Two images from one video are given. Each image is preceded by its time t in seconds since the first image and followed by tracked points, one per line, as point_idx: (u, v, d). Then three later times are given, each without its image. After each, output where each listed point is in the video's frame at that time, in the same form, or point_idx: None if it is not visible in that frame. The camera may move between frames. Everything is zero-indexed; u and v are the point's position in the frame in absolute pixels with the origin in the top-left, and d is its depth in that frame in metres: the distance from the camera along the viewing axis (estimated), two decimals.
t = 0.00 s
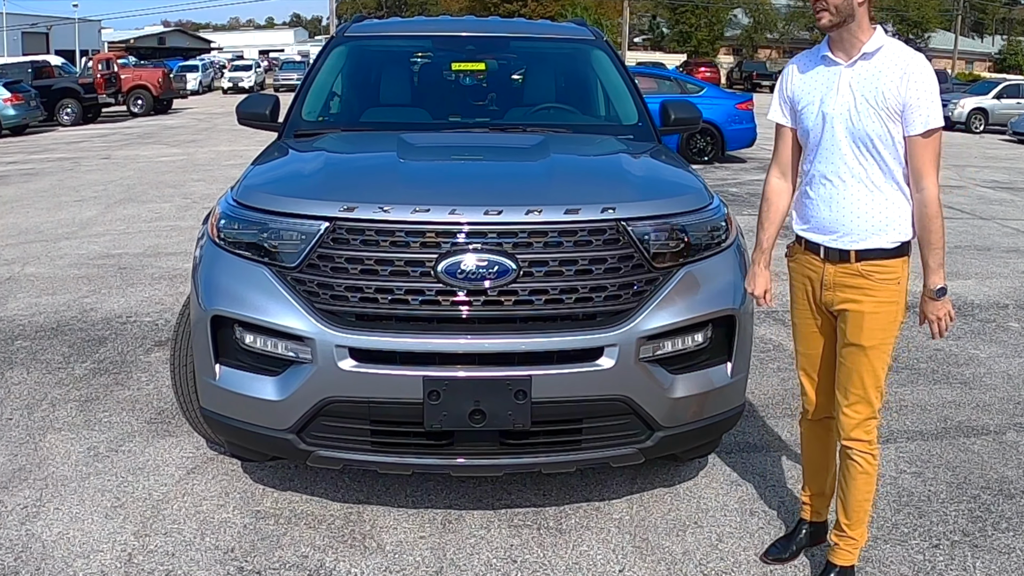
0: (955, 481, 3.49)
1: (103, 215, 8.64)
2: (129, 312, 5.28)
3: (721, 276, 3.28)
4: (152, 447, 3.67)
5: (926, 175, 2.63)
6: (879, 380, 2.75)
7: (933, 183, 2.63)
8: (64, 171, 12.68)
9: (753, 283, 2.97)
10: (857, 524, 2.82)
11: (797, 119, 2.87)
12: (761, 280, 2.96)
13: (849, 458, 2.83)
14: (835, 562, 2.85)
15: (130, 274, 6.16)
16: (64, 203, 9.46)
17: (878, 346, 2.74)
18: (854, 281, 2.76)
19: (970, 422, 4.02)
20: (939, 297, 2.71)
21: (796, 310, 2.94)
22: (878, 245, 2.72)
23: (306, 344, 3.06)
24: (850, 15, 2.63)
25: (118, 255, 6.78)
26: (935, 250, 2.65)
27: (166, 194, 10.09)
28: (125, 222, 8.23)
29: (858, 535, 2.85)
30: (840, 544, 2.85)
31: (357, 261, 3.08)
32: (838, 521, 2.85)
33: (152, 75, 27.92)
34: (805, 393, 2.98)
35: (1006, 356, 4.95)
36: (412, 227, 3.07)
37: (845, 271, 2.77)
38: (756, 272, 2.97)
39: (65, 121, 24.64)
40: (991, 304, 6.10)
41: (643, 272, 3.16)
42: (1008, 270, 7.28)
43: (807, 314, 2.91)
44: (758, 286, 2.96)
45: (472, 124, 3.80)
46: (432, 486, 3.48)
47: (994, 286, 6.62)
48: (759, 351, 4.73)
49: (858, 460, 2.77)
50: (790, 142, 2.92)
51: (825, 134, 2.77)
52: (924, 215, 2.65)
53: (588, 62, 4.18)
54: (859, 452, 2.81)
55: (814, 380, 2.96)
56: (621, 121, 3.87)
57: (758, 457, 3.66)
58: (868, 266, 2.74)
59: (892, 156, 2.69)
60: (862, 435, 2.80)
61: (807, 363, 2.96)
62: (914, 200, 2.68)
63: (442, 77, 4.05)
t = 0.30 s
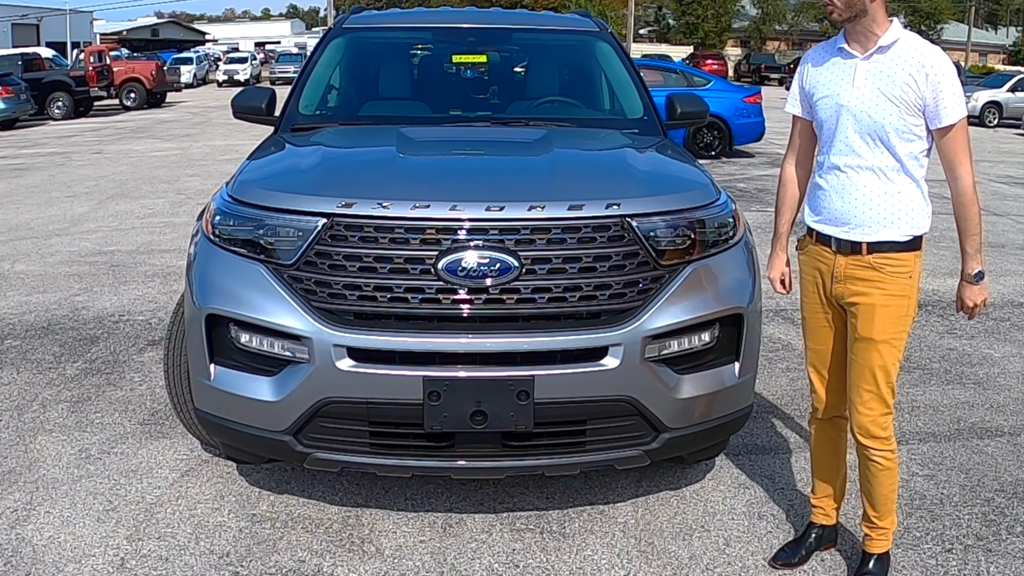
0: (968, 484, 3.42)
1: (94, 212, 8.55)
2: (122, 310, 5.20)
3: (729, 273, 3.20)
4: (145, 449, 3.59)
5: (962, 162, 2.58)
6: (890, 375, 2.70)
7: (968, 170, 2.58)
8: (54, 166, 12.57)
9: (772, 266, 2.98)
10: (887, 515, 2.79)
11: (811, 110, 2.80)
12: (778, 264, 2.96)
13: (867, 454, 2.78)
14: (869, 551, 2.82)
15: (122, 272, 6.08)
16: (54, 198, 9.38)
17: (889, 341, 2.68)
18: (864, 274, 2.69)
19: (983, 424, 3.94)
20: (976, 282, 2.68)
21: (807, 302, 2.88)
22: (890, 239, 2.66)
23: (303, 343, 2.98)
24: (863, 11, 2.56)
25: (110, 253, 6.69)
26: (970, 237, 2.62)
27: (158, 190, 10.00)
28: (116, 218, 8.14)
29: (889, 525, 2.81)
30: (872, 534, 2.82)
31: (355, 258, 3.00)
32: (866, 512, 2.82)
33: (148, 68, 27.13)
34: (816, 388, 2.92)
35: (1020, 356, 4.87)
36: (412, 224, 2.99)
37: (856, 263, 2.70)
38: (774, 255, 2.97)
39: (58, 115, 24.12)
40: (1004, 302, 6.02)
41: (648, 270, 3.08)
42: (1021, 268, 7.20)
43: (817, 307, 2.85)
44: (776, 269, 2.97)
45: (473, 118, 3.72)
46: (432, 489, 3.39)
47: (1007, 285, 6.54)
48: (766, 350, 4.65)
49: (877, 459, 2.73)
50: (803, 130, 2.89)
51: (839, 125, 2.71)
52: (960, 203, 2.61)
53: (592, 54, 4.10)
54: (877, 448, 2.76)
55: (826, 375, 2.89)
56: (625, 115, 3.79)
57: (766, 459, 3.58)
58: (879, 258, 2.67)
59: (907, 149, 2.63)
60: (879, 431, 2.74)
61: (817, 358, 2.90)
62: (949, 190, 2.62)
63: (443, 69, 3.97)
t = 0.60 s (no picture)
0: (983, 487, 3.34)
1: (86, 207, 8.46)
2: (114, 309, 5.12)
3: (737, 271, 3.12)
4: (137, 451, 3.51)
5: (981, 164, 2.49)
6: (929, 376, 2.67)
7: (983, 175, 2.49)
8: (45, 161, 12.47)
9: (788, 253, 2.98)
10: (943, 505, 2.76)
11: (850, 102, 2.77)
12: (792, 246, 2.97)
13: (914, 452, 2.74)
14: (930, 543, 2.79)
15: (114, 270, 6.00)
16: (45, 194, 9.30)
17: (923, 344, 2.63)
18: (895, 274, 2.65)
19: (997, 425, 3.86)
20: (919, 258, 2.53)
21: (829, 302, 2.83)
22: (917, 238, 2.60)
23: (299, 342, 2.91)
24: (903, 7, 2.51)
25: (102, 250, 6.61)
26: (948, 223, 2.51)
27: (152, 185, 9.91)
28: (109, 214, 8.07)
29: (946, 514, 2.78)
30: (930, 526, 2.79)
31: (353, 255, 2.92)
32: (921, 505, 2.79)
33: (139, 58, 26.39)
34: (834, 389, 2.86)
35: None
36: (412, 220, 2.91)
37: (885, 264, 2.66)
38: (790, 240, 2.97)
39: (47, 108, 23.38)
40: (1018, 300, 5.94)
41: (654, 267, 3.00)
42: None
43: (841, 307, 2.80)
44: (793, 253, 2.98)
45: (474, 111, 3.65)
46: (432, 492, 3.30)
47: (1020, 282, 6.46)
48: (774, 349, 4.56)
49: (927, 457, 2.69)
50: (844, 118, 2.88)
51: (874, 118, 2.66)
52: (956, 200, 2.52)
53: (596, 46, 4.02)
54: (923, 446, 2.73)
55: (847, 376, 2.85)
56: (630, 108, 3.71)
57: (774, 460, 3.50)
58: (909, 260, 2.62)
59: (941, 147, 2.57)
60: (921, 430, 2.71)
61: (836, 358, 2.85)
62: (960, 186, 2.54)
63: (443, 62, 3.89)
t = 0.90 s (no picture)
0: (998, 489, 3.26)
1: (77, 203, 8.38)
2: (106, 307, 5.04)
3: (745, 268, 3.04)
4: (130, 453, 3.43)
5: None
6: (978, 380, 2.63)
7: None
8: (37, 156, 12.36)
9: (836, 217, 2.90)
10: (971, 514, 2.73)
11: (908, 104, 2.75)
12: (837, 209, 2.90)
13: (955, 454, 2.72)
14: (950, 550, 2.76)
15: (106, 267, 5.92)
16: (36, 189, 9.22)
17: (973, 350, 2.59)
18: (945, 281, 2.57)
19: (1011, 427, 3.79)
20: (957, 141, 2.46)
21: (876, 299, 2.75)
22: (966, 241, 2.54)
23: (296, 342, 2.83)
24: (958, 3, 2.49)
25: (93, 246, 6.53)
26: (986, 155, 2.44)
27: (145, 180, 9.81)
28: (101, 210, 7.99)
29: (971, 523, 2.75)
30: (954, 532, 2.76)
31: (351, 252, 2.84)
32: (950, 510, 2.76)
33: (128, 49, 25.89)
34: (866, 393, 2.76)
35: None
36: (412, 216, 2.84)
37: (936, 270, 2.58)
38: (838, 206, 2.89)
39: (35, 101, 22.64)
40: None
41: (660, 264, 2.92)
42: None
43: (889, 305, 2.72)
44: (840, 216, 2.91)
45: (476, 105, 3.57)
46: (432, 494, 3.22)
47: None
48: (783, 348, 4.47)
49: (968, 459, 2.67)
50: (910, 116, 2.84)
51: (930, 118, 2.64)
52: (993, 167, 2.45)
53: (600, 37, 3.94)
54: (965, 447, 2.71)
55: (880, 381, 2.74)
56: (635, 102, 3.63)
57: (784, 462, 3.42)
58: (962, 267, 2.55)
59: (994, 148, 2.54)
60: (967, 432, 2.68)
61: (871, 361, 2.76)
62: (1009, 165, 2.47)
63: (444, 54, 3.81)
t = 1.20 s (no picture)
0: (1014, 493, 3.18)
1: (69, 199, 8.29)
2: (97, 305, 4.95)
3: (754, 265, 2.96)
4: (122, 455, 3.34)
5: None
6: (1003, 384, 2.55)
7: None
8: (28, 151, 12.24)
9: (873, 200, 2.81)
10: (988, 521, 2.65)
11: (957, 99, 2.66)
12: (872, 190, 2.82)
13: (976, 458, 2.65)
14: (964, 555, 2.69)
15: (98, 264, 5.83)
16: (26, 184, 9.13)
17: (998, 351, 2.51)
18: (974, 277, 2.50)
19: None
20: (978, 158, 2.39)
21: (916, 290, 2.69)
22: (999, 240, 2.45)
23: (293, 341, 2.75)
24: None
25: (84, 243, 6.44)
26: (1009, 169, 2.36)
27: (137, 174, 9.70)
28: (92, 206, 7.90)
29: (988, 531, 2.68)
30: (967, 537, 2.69)
31: (349, 249, 2.76)
32: (965, 515, 2.69)
33: (122, 41, 25.44)
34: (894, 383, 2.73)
35: None
36: (411, 212, 2.76)
37: (967, 266, 2.51)
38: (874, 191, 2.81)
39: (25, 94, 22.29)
40: None
41: (667, 261, 2.84)
42: None
43: (925, 299, 2.67)
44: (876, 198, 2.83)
45: (477, 97, 3.49)
46: (432, 498, 3.13)
47: None
48: (793, 348, 4.38)
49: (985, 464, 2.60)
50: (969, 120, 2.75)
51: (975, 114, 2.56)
52: None
53: (604, 29, 3.86)
54: (986, 452, 2.63)
55: (906, 376, 2.71)
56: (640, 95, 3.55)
57: (794, 464, 3.34)
58: (993, 265, 2.47)
59: None
60: (988, 436, 2.60)
61: (904, 354, 2.72)
62: None
63: (444, 45, 3.73)
